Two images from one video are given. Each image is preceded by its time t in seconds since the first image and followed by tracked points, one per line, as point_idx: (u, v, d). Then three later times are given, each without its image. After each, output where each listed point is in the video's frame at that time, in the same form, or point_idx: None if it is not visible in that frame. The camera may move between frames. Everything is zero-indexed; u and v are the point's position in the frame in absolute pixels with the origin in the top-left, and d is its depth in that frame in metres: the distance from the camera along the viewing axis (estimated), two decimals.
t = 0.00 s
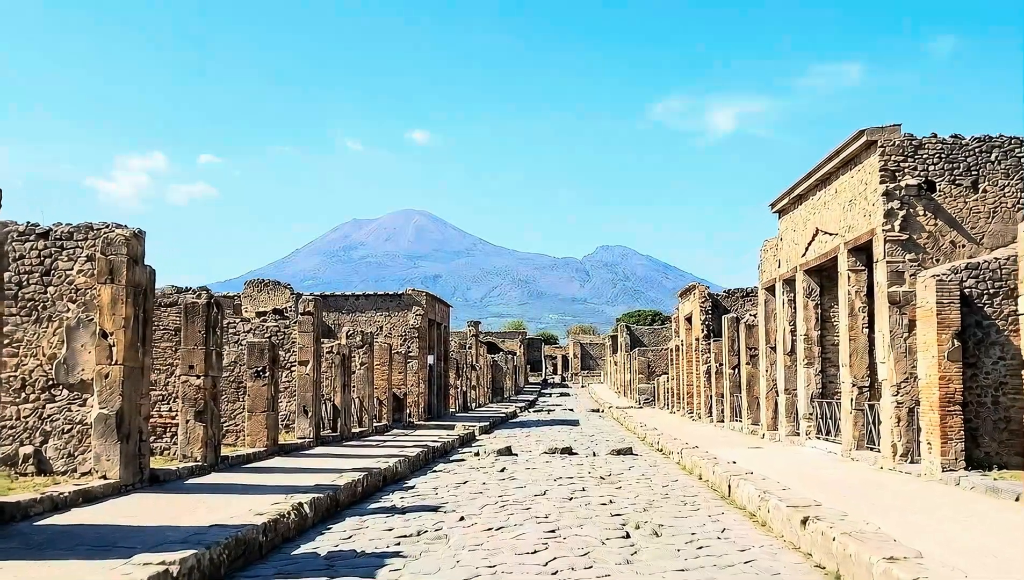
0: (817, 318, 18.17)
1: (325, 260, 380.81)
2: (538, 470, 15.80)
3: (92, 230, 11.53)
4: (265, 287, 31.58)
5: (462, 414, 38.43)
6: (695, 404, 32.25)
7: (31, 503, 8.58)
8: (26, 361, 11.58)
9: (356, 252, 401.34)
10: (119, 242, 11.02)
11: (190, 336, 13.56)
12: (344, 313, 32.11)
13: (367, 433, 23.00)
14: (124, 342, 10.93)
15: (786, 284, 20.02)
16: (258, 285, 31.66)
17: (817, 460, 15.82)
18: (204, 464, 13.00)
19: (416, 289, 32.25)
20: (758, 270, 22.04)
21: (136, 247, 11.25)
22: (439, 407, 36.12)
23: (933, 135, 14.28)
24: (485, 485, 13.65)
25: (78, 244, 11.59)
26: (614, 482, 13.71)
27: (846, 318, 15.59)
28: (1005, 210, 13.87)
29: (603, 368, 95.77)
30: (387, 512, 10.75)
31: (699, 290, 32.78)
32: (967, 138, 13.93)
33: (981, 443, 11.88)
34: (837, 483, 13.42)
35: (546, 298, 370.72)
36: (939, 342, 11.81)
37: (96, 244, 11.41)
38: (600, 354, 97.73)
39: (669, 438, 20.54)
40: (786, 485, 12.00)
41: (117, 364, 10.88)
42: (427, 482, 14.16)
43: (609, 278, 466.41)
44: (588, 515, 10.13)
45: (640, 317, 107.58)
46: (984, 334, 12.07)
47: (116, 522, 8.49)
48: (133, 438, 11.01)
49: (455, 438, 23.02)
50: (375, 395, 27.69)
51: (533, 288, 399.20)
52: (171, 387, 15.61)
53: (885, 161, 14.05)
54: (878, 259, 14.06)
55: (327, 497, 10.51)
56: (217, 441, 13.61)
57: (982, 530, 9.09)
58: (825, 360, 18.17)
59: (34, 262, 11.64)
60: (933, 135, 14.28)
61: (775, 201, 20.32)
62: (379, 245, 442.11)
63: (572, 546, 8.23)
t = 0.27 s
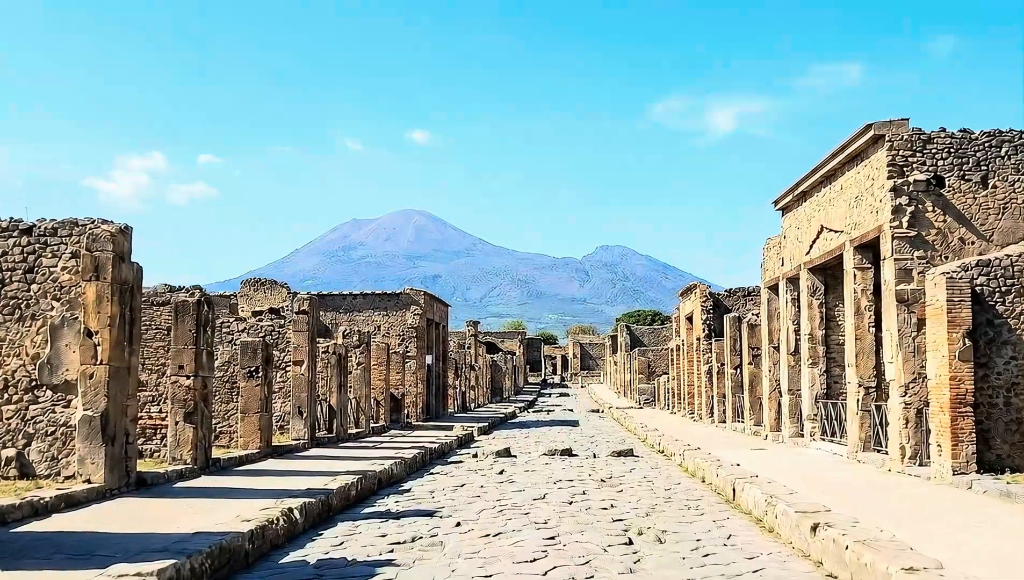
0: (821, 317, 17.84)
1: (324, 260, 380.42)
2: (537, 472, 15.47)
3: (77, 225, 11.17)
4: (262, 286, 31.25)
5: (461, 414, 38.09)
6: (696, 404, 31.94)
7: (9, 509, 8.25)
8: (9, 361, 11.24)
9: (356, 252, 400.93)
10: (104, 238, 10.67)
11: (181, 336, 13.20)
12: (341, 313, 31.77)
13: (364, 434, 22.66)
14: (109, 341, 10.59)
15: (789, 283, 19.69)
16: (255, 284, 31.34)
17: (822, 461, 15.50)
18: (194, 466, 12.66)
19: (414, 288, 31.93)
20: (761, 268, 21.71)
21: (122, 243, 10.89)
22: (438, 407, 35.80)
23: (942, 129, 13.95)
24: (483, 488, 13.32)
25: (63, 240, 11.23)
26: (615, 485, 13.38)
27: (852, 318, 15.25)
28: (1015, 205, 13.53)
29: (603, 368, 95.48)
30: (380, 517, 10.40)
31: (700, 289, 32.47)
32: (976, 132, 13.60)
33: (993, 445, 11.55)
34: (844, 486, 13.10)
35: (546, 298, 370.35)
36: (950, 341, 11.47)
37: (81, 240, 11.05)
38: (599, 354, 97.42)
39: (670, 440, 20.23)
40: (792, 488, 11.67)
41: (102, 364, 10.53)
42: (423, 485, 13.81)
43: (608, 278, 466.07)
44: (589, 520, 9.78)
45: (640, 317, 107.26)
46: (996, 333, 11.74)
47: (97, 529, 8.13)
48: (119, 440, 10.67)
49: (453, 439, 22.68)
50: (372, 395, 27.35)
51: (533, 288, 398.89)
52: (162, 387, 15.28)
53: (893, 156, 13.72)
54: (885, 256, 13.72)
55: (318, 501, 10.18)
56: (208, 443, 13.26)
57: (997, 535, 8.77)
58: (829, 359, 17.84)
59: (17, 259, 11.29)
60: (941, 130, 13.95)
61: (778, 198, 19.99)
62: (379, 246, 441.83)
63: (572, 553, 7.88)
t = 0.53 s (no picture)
0: (825, 317, 17.62)
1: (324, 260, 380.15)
2: (537, 474, 15.24)
3: (67, 223, 10.94)
4: (260, 286, 31.02)
5: (460, 415, 37.85)
6: (697, 404, 31.74)
7: None
8: None
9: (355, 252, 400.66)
10: (95, 236, 10.43)
11: (174, 335, 12.97)
12: (340, 313, 31.54)
13: (362, 434, 22.42)
14: (99, 341, 10.36)
15: (792, 282, 19.47)
16: (253, 284, 31.11)
17: (827, 463, 15.28)
18: (187, 469, 12.43)
19: (413, 288, 31.70)
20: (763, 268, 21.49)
21: (113, 241, 10.66)
22: (437, 407, 35.58)
23: (948, 126, 13.73)
24: (482, 490, 13.09)
25: (52, 238, 11.00)
26: (616, 488, 13.14)
27: (856, 318, 15.04)
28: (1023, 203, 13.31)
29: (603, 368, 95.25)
30: (376, 521, 10.17)
31: (701, 289, 32.25)
32: (984, 129, 13.38)
33: (1002, 447, 11.32)
34: (849, 488, 12.88)
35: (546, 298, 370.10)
36: (958, 341, 11.25)
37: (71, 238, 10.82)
38: (599, 354, 97.20)
39: (671, 441, 20.01)
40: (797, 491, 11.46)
41: (92, 364, 10.30)
42: (420, 488, 13.58)
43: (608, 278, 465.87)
44: (590, 525, 9.55)
45: (640, 316, 107.04)
46: (1005, 333, 11.51)
47: (83, 535, 7.89)
48: (109, 442, 10.44)
49: (452, 440, 22.43)
50: (371, 396, 27.12)
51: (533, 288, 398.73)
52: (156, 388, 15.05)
53: (898, 153, 13.51)
54: (891, 255, 13.49)
55: (313, 505, 9.95)
56: (202, 444, 13.02)
57: (1010, 540, 8.54)
58: (833, 360, 17.62)
59: (5, 257, 11.06)
60: (948, 126, 13.73)
61: (781, 197, 19.77)
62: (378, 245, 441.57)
63: (573, 560, 7.65)
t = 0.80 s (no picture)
0: (831, 315, 17.23)
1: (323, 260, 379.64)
2: (536, 475, 14.84)
3: (49, 216, 10.53)
4: (256, 284, 30.59)
5: (459, 415, 37.44)
6: (698, 405, 31.35)
7: None
8: None
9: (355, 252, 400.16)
10: (77, 229, 10.02)
11: (162, 333, 12.55)
12: (337, 312, 31.14)
13: (359, 435, 22.02)
14: (82, 339, 9.96)
15: (797, 280, 19.08)
16: (249, 282, 30.68)
17: (835, 464, 14.88)
18: (176, 471, 12.02)
19: (411, 286, 31.29)
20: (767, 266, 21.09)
21: (97, 235, 10.25)
22: (435, 407, 35.18)
23: (961, 117, 13.34)
24: (480, 493, 12.69)
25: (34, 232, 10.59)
26: (618, 490, 12.74)
27: (864, 316, 14.65)
28: None
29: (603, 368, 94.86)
30: (370, 526, 9.76)
31: (702, 287, 31.87)
32: (998, 120, 12.99)
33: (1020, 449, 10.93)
34: (859, 490, 12.48)
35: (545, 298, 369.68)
36: (974, 338, 10.86)
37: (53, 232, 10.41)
38: (599, 355, 96.81)
39: (674, 442, 19.61)
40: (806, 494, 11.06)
41: (74, 362, 9.89)
42: (417, 490, 13.18)
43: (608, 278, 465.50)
44: (592, 530, 9.15)
45: (640, 316, 106.65)
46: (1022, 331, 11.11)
47: (59, 541, 7.48)
48: (92, 444, 10.03)
49: (450, 441, 22.03)
50: (368, 396, 26.72)
51: (532, 288, 398.39)
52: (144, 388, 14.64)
53: (910, 145, 13.12)
54: (902, 250, 13.09)
55: (304, 509, 9.54)
56: (191, 446, 12.61)
57: None
58: (840, 359, 17.23)
59: None
60: (960, 118, 13.34)
61: (786, 193, 19.38)
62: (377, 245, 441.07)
63: (576, 568, 7.25)
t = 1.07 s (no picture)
0: (836, 315, 16.97)
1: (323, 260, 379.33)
2: (536, 478, 14.57)
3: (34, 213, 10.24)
4: (253, 284, 30.31)
5: (458, 415, 37.18)
6: (699, 405, 31.11)
7: None
8: None
9: (354, 252, 399.86)
10: (63, 226, 9.73)
11: (153, 333, 12.27)
12: (335, 312, 30.88)
13: (356, 436, 21.75)
14: (68, 338, 9.67)
15: (801, 278, 18.82)
16: (246, 282, 30.39)
17: (840, 467, 14.61)
18: (166, 474, 11.75)
19: (410, 286, 31.02)
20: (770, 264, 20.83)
21: (84, 231, 9.97)
22: (434, 408, 34.91)
23: (970, 112, 13.06)
24: (478, 496, 12.41)
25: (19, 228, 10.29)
26: (620, 493, 12.47)
27: (870, 315, 14.37)
28: None
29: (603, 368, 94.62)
30: (364, 531, 9.49)
31: (703, 287, 31.61)
32: (1007, 116, 12.71)
33: None
34: (865, 493, 12.21)
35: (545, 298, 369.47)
36: (986, 338, 10.59)
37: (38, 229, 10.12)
38: (599, 355, 96.55)
39: (675, 443, 19.33)
40: (813, 498, 10.78)
41: (60, 363, 9.62)
42: (414, 494, 12.90)
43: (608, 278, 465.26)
44: (594, 536, 8.87)
45: (640, 316, 106.42)
46: None
47: (39, 549, 7.19)
48: (78, 447, 9.75)
49: (449, 442, 21.77)
50: (366, 396, 26.46)
51: (532, 288, 398.17)
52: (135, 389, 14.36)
53: (918, 141, 12.84)
54: (909, 248, 12.81)
55: (296, 514, 9.25)
56: (183, 448, 12.33)
57: None
58: (845, 359, 16.96)
59: None
60: (969, 113, 13.06)
61: (789, 190, 19.12)
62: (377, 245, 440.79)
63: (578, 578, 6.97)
